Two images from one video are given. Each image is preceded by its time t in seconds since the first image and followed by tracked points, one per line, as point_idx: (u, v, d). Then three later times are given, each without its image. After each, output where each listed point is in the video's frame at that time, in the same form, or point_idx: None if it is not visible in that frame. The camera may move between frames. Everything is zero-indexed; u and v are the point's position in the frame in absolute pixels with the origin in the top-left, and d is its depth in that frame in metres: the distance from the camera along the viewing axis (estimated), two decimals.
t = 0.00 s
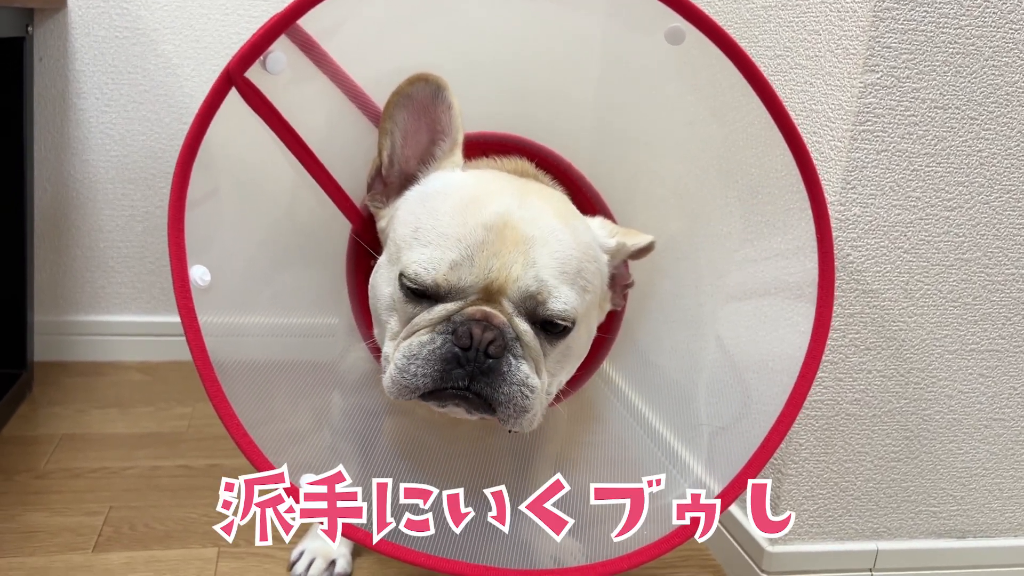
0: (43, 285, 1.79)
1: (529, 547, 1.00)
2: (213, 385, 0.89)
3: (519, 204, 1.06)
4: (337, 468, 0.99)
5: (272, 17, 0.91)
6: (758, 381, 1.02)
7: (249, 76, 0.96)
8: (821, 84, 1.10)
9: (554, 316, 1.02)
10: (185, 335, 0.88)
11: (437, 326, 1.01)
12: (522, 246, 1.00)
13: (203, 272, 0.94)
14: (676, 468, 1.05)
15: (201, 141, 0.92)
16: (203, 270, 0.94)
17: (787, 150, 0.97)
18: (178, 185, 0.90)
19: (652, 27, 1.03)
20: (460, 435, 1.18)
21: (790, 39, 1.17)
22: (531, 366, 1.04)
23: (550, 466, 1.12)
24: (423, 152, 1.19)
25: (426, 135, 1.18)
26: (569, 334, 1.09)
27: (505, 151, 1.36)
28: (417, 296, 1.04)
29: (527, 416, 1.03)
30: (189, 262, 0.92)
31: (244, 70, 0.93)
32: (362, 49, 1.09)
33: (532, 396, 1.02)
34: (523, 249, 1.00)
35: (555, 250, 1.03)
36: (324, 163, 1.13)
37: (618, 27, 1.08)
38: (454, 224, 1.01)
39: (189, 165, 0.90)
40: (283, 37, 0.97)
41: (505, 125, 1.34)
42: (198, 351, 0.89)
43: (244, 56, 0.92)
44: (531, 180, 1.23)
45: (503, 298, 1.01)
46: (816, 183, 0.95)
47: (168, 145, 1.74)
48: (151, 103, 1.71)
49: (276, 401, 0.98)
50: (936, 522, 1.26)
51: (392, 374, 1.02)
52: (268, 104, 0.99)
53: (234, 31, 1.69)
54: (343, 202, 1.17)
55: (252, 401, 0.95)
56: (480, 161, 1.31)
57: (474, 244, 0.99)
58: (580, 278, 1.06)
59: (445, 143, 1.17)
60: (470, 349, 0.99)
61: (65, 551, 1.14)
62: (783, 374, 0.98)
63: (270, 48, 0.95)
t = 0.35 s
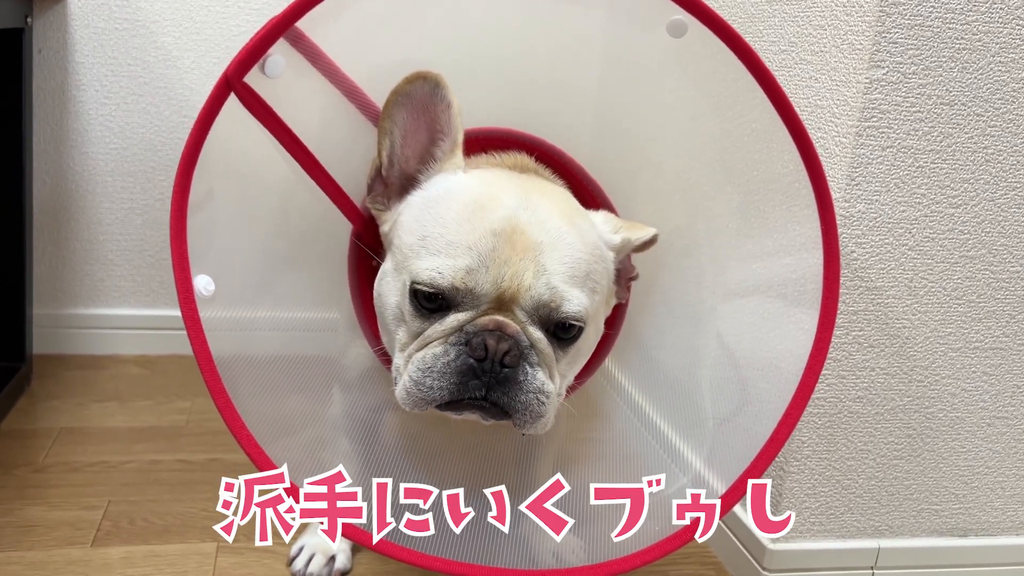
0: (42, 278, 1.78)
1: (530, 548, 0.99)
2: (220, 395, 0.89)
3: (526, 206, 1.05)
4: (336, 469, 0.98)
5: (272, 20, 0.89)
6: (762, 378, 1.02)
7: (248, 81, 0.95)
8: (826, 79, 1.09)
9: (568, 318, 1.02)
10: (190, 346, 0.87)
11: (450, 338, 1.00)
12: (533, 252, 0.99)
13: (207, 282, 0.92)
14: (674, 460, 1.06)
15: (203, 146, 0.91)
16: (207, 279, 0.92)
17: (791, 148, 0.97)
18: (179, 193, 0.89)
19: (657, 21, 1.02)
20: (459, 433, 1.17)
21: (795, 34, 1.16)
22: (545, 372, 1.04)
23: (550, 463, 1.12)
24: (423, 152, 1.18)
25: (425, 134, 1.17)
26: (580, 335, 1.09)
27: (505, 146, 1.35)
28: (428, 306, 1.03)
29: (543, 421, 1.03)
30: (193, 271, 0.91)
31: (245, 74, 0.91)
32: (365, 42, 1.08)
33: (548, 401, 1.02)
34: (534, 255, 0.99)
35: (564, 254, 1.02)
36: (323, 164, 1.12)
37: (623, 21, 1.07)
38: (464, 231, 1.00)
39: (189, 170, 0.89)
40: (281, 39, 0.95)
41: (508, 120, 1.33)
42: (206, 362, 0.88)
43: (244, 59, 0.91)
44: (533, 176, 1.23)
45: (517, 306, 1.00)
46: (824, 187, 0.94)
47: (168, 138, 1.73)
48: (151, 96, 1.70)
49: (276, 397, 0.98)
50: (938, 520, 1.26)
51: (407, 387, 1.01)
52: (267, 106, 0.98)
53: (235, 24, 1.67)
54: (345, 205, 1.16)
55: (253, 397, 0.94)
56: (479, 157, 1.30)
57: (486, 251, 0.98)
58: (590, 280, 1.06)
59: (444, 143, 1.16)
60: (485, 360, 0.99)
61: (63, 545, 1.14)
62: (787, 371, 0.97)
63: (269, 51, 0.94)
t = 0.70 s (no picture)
0: (41, 274, 1.78)
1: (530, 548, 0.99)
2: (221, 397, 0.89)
3: (525, 207, 1.04)
4: (337, 468, 0.98)
5: (272, 22, 0.89)
6: (762, 376, 1.02)
7: (247, 83, 0.95)
8: (826, 76, 1.09)
9: (566, 317, 1.02)
10: (192, 349, 0.87)
11: (448, 340, 1.00)
12: (531, 254, 0.99)
13: (208, 284, 0.92)
14: (673, 459, 1.06)
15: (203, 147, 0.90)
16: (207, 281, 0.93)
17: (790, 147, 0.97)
18: (179, 196, 0.89)
19: (658, 18, 1.02)
20: (457, 431, 1.17)
21: (795, 31, 1.16)
22: (544, 374, 1.04)
23: (550, 460, 1.12)
24: (423, 152, 1.18)
25: (425, 133, 1.16)
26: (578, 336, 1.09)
27: (506, 143, 1.35)
28: (427, 309, 1.03)
29: (542, 423, 1.03)
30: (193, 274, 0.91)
31: (244, 76, 0.91)
32: (365, 38, 1.08)
33: (546, 403, 1.02)
34: (533, 257, 0.99)
35: (562, 255, 1.02)
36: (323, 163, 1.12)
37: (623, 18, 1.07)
38: (462, 233, 1.00)
39: (189, 173, 0.89)
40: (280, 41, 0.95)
41: (508, 116, 1.33)
42: (207, 364, 0.88)
43: (243, 62, 0.91)
44: (532, 174, 1.23)
45: (516, 308, 1.00)
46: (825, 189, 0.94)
47: (168, 134, 1.73)
48: (151, 91, 1.70)
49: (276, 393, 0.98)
50: (937, 517, 1.26)
51: (406, 390, 1.01)
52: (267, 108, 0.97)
53: (235, 19, 1.67)
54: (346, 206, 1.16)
55: (253, 393, 0.94)
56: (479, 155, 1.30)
57: (484, 254, 0.98)
58: (589, 281, 1.06)
59: (444, 142, 1.16)
60: (483, 363, 0.99)
61: (63, 540, 1.14)
62: (786, 369, 0.97)
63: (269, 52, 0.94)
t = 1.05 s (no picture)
0: (42, 271, 1.79)
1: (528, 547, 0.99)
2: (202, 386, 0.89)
3: (505, 202, 1.05)
4: (337, 468, 0.99)
5: (257, 18, 0.89)
6: (755, 373, 1.02)
7: (233, 77, 0.95)
8: (820, 76, 1.09)
9: (541, 312, 1.03)
10: (173, 339, 0.87)
11: (423, 334, 1.01)
12: (507, 249, 1.00)
13: (192, 275, 0.92)
14: (671, 457, 1.07)
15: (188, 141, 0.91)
16: (191, 273, 0.92)
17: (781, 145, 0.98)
18: (164, 188, 0.89)
19: (652, 18, 1.03)
20: (455, 428, 1.17)
21: (790, 30, 1.16)
22: (519, 368, 1.04)
23: (545, 454, 1.13)
24: (412, 147, 1.18)
25: (414, 129, 1.17)
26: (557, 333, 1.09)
27: (497, 141, 1.37)
28: (405, 301, 1.04)
29: (517, 418, 1.03)
30: (177, 265, 0.91)
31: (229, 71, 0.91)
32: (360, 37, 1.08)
33: (521, 399, 1.03)
34: (508, 252, 1.00)
35: (540, 250, 1.03)
36: (314, 160, 1.12)
37: (618, 17, 1.07)
38: (440, 228, 1.01)
39: (174, 166, 0.89)
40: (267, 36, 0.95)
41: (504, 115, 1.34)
42: (187, 353, 0.88)
43: (229, 57, 0.91)
44: (518, 171, 1.23)
45: (491, 303, 1.01)
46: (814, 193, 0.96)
47: (167, 132, 1.74)
48: (150, 90, 1.70)
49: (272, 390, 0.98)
50: (931, 514, 1.27)
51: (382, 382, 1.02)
52: (253, 104, 0.97)
53: (234, 18, 1.68)
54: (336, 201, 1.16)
55: (249, 389, 0.95)
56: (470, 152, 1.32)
57: (460, 248, 0.99)
58: (568, 277, 1.06)
59: (433, 138, 1.17)
60: (457, 357, 0.99)
61: (63, 536, 1.15)
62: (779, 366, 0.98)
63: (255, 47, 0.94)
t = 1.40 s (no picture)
0: (45, 270, 1.79)
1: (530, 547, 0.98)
2: (194, 385, 0.87)
3: (506, 195, 1.05)
4: (337, 467, 0.98)
5: (251, 14, 0.88)
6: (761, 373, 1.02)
7: (228, 74, 0.94)
8: (828, 74, 1.09)
9: (544, 303, 1.03)
10: (165, 337, 0.86)
11: (423, 329, 1.00)
12: (509, 239, 1.00)
13: (185, 273, 0.91)
14: (676, 457, 1.06)
15: (183, 136, 0.89)
16: (185, 270, 0.91)
17: (787, 143, 0.97)
18: (157, 183, 0.87)
19: (659, 15, 1.02)
20: (459, 429, 1.17)
21: (797, 28, 1.16)
22: (520, 365, 1.03)
23: (548, 453, 1.13)
24: (408, 143, 1.17)
25: (411, 127, 1.17)
26: (558, 329, 1.09)
27: (497, 139, 1.37)
28: (404, 296, 1.04)
29: (517, 414, 1.02)
30: (171, 261, 0.89)
31: (222, 67, 0.90)
32: (364, 35, 1.08)
33: (522, 395, 1.01)
34: (509, 242, 1.00)
35: (543, 242, 1.03)
36: (313, 159, 1.12)
37: (624, 14, 1.07)
38: (441, 219, 1.01)
39: (168, 161, 0.88)
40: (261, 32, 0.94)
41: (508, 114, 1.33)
42: (179, 352, 0.87)
43: (223, 53, 0.90)
44: (516, 168, 1.23)
45: (492, 295, 1.01)
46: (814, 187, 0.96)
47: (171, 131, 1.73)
48: (154, 88, 1.70)
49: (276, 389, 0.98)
50: (938, 514, 1.26)
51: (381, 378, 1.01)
52: (248, 100, 0.96)
53: (237, 16, 1.67)
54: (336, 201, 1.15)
55: (252, 387, 0.95)
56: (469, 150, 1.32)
57: (463, 237, 0.99)
58: (569, 271, 1.06)
59: (429, 135, 1.16)
60: (457, 352, 0.98)
61: (67, 535, 1.14)
62: (785, 365, 0.97)
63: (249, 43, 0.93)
